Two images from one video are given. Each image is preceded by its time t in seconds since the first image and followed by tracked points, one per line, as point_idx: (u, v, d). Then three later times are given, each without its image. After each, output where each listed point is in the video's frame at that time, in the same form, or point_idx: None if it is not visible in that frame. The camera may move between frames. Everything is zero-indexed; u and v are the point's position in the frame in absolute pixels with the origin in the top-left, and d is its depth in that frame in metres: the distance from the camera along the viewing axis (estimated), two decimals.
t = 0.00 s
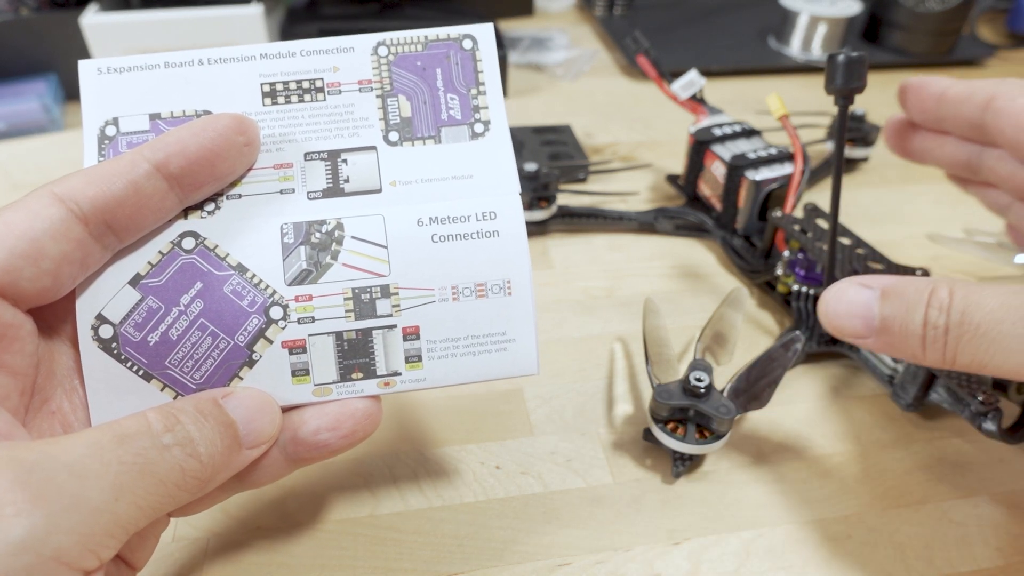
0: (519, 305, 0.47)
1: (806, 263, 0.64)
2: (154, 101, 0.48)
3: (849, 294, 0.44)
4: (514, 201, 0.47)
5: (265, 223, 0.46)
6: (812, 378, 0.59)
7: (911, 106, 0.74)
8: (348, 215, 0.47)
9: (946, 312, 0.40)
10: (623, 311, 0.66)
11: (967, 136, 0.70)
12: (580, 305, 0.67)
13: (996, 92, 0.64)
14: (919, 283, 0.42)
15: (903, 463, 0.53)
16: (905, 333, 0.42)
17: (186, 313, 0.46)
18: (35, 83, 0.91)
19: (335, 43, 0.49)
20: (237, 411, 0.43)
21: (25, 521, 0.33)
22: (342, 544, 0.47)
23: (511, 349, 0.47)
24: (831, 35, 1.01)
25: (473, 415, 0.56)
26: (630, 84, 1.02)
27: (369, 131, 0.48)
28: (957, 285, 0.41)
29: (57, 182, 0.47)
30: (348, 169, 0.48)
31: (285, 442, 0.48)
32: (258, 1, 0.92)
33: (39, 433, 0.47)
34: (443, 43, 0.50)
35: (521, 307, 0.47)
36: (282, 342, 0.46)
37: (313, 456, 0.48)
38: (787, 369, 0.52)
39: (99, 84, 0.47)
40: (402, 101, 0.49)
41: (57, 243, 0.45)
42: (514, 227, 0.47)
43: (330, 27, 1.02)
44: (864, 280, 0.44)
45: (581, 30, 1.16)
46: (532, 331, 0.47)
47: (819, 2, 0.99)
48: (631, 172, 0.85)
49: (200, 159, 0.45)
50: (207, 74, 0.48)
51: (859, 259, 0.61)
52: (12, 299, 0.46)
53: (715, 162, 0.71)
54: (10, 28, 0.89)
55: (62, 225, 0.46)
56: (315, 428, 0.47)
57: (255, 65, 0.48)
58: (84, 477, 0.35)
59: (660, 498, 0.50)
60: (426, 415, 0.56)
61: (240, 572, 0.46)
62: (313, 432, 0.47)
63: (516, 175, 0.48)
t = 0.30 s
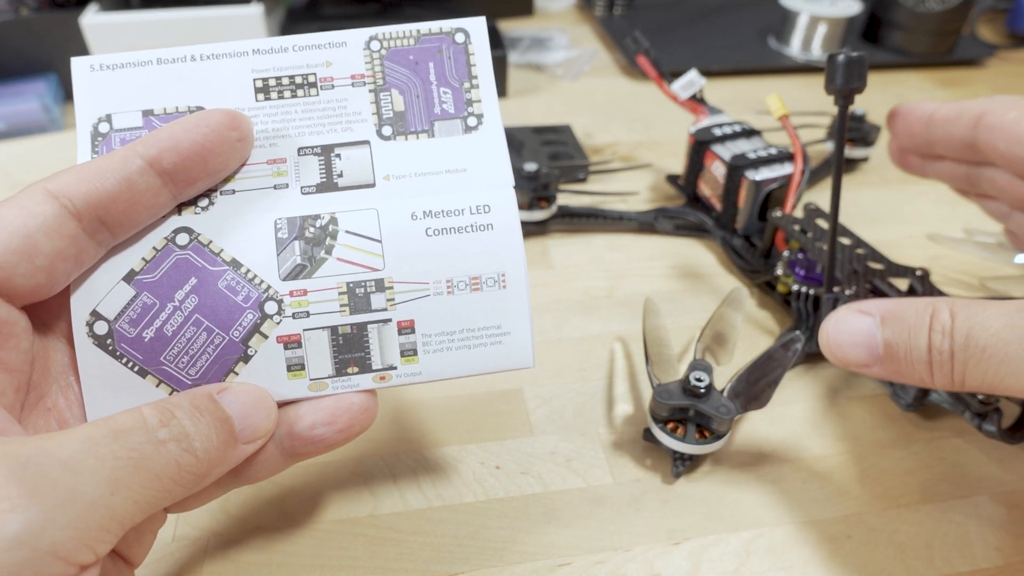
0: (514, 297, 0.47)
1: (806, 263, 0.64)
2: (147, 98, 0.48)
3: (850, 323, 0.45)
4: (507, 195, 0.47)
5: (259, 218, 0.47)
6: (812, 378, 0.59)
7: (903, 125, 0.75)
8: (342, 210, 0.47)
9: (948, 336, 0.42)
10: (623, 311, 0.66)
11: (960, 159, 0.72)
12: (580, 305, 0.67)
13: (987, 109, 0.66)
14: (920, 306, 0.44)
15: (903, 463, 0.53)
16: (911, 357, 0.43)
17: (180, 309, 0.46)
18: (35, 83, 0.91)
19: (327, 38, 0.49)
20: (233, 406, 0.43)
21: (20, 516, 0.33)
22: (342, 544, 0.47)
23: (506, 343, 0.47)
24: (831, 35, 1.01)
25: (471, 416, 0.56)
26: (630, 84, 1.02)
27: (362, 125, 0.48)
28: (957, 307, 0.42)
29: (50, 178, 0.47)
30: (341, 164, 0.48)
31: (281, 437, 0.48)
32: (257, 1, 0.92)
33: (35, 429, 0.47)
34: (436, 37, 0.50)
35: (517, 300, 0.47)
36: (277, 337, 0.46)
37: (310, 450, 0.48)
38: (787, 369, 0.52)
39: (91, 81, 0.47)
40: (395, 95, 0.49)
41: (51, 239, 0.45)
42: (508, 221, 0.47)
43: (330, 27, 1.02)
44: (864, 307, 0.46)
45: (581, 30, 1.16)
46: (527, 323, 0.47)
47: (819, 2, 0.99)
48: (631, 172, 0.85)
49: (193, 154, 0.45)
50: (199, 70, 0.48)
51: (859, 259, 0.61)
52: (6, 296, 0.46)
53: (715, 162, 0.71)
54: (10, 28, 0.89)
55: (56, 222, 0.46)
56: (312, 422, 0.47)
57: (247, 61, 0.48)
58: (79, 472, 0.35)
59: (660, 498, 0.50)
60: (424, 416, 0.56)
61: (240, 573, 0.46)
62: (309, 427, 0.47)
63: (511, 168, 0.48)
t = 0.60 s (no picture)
0: (509, 293, 0.47)
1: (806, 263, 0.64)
2: (141, 96, 0.48)
3: (882, 387, 0.42)
4: (501, 190, 0.47)
5: (253, 216, 0.46)
6: (812, 378, 0.59)
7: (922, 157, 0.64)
8: (337, 208, 0.47)
9: (988, 388, 0.40)
10: (623, 311, 0.66)
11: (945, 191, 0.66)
12: (580, 305, 0.67)
13: (973, 138, 0.59)
14: (947, 356, 0.42)
15: (903, 463, 0.53)
16: (954, 413, 0.41)
17: (175, 307, 0.46)
18: (35, 83, 0.91)
19: (321, 35, 0.48)
20: (228, 404, 0.43)
21: (15, 514, 0.33)
22: (341, 544, 0.47)
23: (502, 339, 0.47)
24: (831, 35, 1.01)
25: (471, 416, 0.56)
26: (630, 84, 1.02)
27: (356, 122, 0.48)
28: (986, 352, 0.40)
29: (44, 177, 0.47)
30: (336, 161, 0.48)
31: (277, 434, 0.48)
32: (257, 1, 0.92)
33: (31, 428, 0.47)
34: (430, 33, 0.50)
35: (512, 297, 0.47)
36: (272, 335, 0.46)
37: (305, 447, 0.48)
38: (787, 368, 0.52)
39: (85, 79, 0.47)
40: (389, 93, 0.49)
41: (45, 237, 0.45)
42: (502, 217, 0.47)
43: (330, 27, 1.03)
44: (890, 366, 0.43)
45: (581, 30, 1.16)
46: (522, 319, 0.47)
47: (818, 2, 0.99)
48: (631, 172, 0.85)
49: (187, 152, 0.45)
50: (192, 68, 0.48)
51: (859, 259, 0.61)
52: None
53: (715, 162, 0.71)
54: (10, 28, 0.89)
55: (49, 220, 0.46)
56: (308, 419, 0.47)
57: (241, 59, 0.48)
58: (75, 469, 0.35)
59: (660, 498, 0.50)
60: (422, 416, 0.56)
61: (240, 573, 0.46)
62: (305, 424, 0.47)
63: (506, 164, 0.48)
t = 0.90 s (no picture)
0: (508, 292, 0.47)
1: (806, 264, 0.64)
2: (140, 96, 0.48)
3: (923, 388, 0.43)
4: (501, 189, 0.47)
5: (252, 215, 0.46)
6: (813, 378, 0.59)
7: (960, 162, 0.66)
8: (336, 207, 0.47)
9: None
10: (623, 311, 0.66)
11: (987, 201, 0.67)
12: (580, 305, 0.67)
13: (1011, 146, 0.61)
14: (992, 357, 0.42)
15: (903, 463, 0.53)
16: (999, 414, 0.41)
17: (174, 306, 0.46)
18: (35, 83, 0.91)
19: (320, 34, 0.49)
20: (228, 403, 0.43)
21: (15, 514, 0.33)
22: (341, 544, 0.47)
23: (501, 338, 0.47)
24: (831, 35, 1.01)
25: (470, 416, 0.56)
26: (630, 84, 1.02)
27: (355, 121, 0.48)
28: None
29: (43, 176, 0.47)
30: (335, 160, 0.48)
31: (276, 434, 0.48)
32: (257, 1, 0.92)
33: (30, 428, 0.47)
34: (429, 32, 0.50)
35: (511, 296, 0.47)
36: (271, 334, 0.46)
37: (305, 447, 0.48)
38: (786, 369, 0.52)
39: (84, 79, 0.47)
40: (388, 91, 0.49)
41: (44, 237, 0.46)
42: (502, 216, 0.47)
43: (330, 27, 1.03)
44: (933, 368, 0.44)
45: (581, 30, 1.16)
46: (522, 318, 0.47)
47: (819, 2, 0.99)
48: (631, 172, 0.85)
49: (186, 151, 0.45)
50: (191, 67, 0.48)
51: (858, 259, 0.61)
52: None
53: (714, 161, 0.71)
54: (10, 28, 0.89)
55: (48, 219, 0.46)
56: (307, 418, 0.47)
57: (240, 58, 0.48)
58: (74, 469, 0.35)
59: (660, 498, 0.50)
60: (421, 417, 0.56)
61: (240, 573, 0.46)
62: (305, 423, 0.47)
63: (505, 163, 0.48)
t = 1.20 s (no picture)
0: (509, 292, 0.47)
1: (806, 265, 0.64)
2: (140, 95, 0.48)
3: (940, 390, 0.43)
4: (502, 189, 0.47)
5: (253, 215, 0.46)
6: (813, 378, 0.59)
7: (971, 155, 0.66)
8: (337, 206, 0.47)
9: None
10: (623, 311, 0.66)
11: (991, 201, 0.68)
12: (581, 305, 0.67)
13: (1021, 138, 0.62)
14: (1008, 357, 0.42)
15: (903, 463, 0.53)
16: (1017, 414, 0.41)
17: (175, 305, 0.46)
18: (35, 83, 0.91)
19: (321, 34, 0.49)
20: (228, 402, 0.43)
21: (15, 510, 0.33)
22: (342, 544, 0.47)
23: (502, 337, 0.47)
24: (831, 35, 1.01)
25: (470, 416, 0.56)
26: (630, 84, 1.02)
27: (356, 121, 0.48)
28: None
29: (44, 175, 0.47)
30: (336, 160, 0.48)
31: (277, 433, 0.48)
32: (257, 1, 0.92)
33: (30, 427, 0.47)
34: (429, 32, 0.50)
35: (512, 295, 0.47)
36: (272, 333, 0.46)
37: (306, 446, 0.48)
38: (787, 369, 0.52)
39: (84, 78, 0.47)
40: (389, 91, 0.49)
41: (45, 236, 0.45)
42: (502, 216, 0.47)
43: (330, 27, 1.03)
44: (950, 370, 0.44)
45: (581, 30, 1.17)
46: (522, 318, 0.47)
47: (819, 2, 0.99)
48: (631, 172, 0.85)
49: (187, 150, 0.45)
50: (191, 67, 0.48)
51: (859, 259, 0.61)
52: None
53: (715, 162, 0.71)
54: (10, 28, 0.89)
55: (49, 218, 0.46)
56: (307, 418, 0.47)
57: (240, 57, 0.48)
58: (74, 467, 0.35)
59: (660, 498, 0.50)
60: (421, 417, 0.56)
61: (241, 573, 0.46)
62: (305, 423, 0.47)
63: (506, 162, 0.48)
